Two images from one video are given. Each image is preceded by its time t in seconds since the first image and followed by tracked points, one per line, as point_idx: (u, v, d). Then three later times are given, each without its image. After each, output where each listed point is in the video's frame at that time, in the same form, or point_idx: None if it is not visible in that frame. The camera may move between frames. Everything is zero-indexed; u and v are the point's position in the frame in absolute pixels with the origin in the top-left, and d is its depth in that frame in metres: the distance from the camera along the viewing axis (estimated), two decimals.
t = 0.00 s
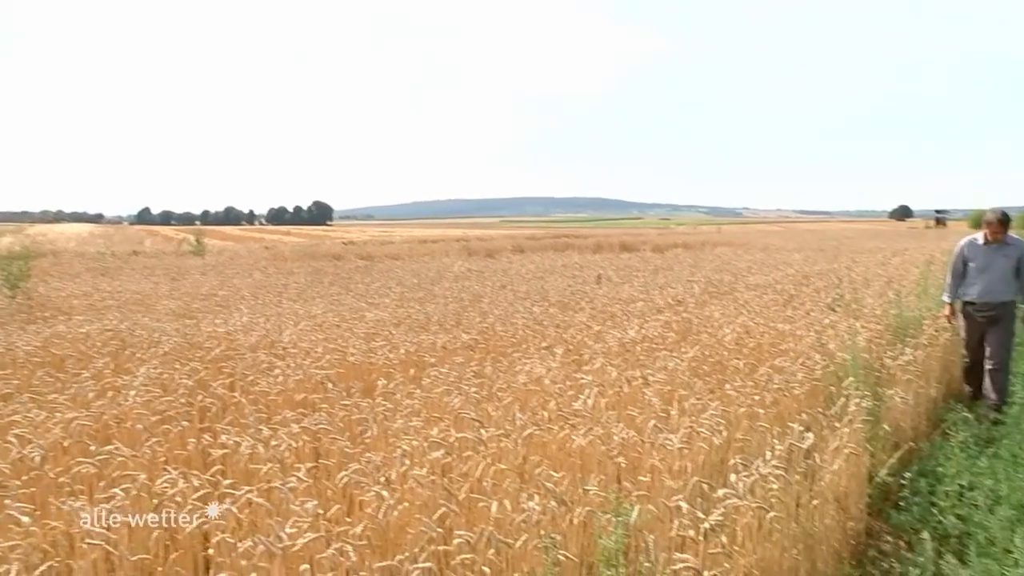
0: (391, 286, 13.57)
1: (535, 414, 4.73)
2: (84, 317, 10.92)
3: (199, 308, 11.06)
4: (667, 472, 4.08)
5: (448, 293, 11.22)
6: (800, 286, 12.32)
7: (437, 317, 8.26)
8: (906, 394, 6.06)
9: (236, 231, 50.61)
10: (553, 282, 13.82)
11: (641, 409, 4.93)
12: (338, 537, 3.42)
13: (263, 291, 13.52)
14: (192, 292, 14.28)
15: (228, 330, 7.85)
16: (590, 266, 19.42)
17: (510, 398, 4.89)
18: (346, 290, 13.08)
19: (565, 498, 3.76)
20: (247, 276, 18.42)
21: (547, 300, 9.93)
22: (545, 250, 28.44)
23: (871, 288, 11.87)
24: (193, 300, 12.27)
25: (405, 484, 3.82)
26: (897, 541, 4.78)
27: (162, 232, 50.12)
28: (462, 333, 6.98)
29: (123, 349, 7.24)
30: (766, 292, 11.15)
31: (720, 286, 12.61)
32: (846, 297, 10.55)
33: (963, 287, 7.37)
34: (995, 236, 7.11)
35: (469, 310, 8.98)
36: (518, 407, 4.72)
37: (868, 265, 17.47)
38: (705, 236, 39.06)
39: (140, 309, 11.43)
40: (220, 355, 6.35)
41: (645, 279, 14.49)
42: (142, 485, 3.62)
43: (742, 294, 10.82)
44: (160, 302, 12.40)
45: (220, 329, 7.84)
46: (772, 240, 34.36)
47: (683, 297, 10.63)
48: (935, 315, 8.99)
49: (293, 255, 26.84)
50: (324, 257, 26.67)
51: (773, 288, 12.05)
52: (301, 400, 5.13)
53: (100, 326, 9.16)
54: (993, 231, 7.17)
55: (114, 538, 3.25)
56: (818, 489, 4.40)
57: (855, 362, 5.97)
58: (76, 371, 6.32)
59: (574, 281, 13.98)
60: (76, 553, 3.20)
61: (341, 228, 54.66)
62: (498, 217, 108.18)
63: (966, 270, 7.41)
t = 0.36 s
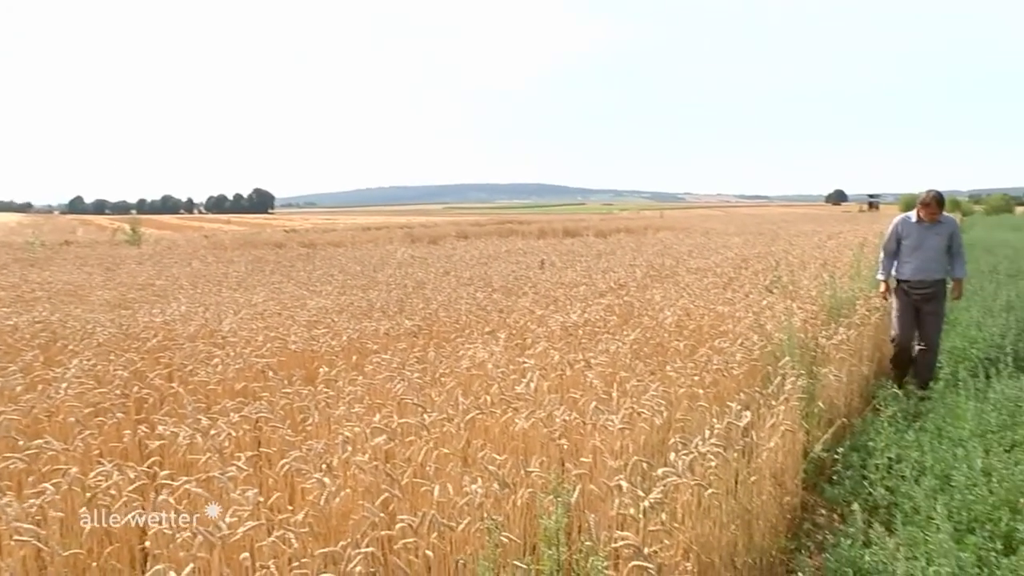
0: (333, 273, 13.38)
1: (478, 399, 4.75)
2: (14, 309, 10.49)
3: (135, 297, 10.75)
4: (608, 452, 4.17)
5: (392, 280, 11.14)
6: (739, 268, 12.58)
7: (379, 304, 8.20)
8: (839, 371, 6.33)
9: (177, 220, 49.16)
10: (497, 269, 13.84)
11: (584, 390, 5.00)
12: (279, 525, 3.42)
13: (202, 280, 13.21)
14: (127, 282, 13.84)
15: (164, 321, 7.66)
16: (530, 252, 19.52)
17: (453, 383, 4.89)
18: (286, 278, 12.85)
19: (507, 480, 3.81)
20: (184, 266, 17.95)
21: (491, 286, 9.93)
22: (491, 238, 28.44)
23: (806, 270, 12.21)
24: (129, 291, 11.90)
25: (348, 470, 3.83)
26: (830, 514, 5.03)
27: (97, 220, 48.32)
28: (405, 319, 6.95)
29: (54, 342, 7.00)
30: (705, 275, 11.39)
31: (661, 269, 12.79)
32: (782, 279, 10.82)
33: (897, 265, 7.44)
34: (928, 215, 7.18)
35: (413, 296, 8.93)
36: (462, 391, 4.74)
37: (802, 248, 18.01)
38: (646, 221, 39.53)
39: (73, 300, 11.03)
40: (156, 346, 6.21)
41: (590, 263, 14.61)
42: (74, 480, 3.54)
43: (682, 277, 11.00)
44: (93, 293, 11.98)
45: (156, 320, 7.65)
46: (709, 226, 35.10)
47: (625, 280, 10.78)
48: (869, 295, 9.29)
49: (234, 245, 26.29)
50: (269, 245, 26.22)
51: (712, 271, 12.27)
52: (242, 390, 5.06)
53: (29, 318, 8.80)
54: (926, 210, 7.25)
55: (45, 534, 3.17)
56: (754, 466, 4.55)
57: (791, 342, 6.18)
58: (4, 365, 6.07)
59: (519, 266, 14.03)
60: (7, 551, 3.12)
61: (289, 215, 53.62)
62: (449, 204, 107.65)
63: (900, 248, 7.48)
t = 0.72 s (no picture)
0: (287, 267, 13.23)
1: (433, 390, 4.77)
2: None
3: (83, 292, 10.46)
4: (561, 442, 4.24)
5: (346, 273, 11.06)
6: (690, 259, 12.78)
7: (333, 297, 8.14)
8: (786, 359, 6.51)
9: (126, 214, 47.96)
10: (452, 261, 13.81)
11: (538, 380, 5.06)
12: (233, 519, 3.40)
13: (152, 274, 12.94)
14: (70, 277, 13.44)
15: (113, 316, 7.50)
16: (485, 244, 19.51)
17: (408, 375, 4.90)
18: (239, 271, 12.65)
19: (461, 470, 3.85)
20: (132, 259, 17.52)
21: (446, 278, 9.93)
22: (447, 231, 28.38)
23: (755, 261, 12.46)
24: (74, 286, 11.58)
25: (302, 463, 3.83)
26: (778, 498, 5.20)
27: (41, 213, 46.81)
28: (359, 312, 6.91)
29: None
30: (657, 266, 11.55)
31: (614, 260, 12.93)
32: (731, 269, 11.03)
33: (837, 260, 7.52)
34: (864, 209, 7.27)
35: (368, 289, 8.87)
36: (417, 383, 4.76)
37: (750, 240, 18.35)
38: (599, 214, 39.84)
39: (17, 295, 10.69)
40: (105, 341, 6.09)
41: (544, 256, 14.68)
42: (19, 477, 3.47)
43: (635, 268, 11.15)
44: (36, 288, 11.62)
45: (106, 314, 7.50)
46: (661, 217, 35.47)
47: (579, 271, 10.87)
48: (815, 284, 9.54)
49: (185, 239, 25.79)
50: (222, 239, 25.73)
51: (665, 262, 12.46)
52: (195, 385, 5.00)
53: None
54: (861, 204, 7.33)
55: None
56: (705, 453, 4.67)
57: (741, 331, 6.34)
58: None
59: (474, 259, 14.02)
60: None
61: (243, 208, 52.70)
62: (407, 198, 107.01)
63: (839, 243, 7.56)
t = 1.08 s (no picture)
0: (250, 253, 13.04)
1: (400, 376, 4.77)
2: None
3: (39, 278, 10.19)
4: (529, 426, 4.27)
5: (310, 259, 10.94)
6: (654, 247, 12.92)
7: (298, 283, 8.06)
8: (747, 346, 6.65)
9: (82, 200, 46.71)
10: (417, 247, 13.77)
11: (504, 366, 5.09)
12: (201, 505, 3.39)
13: (111, 260, 12.65)
14: (24, 262, 13.07)
15: (72, 301, 7.33)
16: (449, 232, 19.44)
17: (375, 360, 4.88)
18: (201, 257, 12.45)
19: (429, 455, 3.88)
20: (90, 246, 17.06)
21: (411, 265, 9.89)
22: (411, 219, 28.21)
23: (716, 249, 12.62)
24: (28, 271, 11.25)
25: (269, 449, 3.81)
26: (739, 481, 5.34)
27: None
28: (325, 298, 6.86)
29: None
30: (621, 254, 11.64)
31: (579, 248, 12.99)
32: (693, 257, 11.18)
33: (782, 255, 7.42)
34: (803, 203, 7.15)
35: (333, 275, 8.79)
36: (384, 368, 4.74)
37: (709, 229, 18.59)
38: (563, 203, 39.88)
39: None
40: (65, 327, 5.96)
41: (508, 244, 14.68)
42: None
43: (599, 256, 11.23)
44: None
45: (65, 300, 7.33)
46: (625, 206, 35.72)
47: (544, 259, 10.91)
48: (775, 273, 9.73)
49: (145, 224, 25.24)
50: (182, 225, 25.28)
51: (628, 250, 12.57)
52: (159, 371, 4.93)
53: None
54: (798, 197, 7.23)
55: None
56: (668, 437, 4.76)
57: (703, 318, 6.45)
58: None
59: (437, 246, 13.96)
60: None
61: (204, 195, 51.72)
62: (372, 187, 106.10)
63: (783, 237, 7.46)
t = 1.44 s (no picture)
0: (215, 239, 12.82)
1: (373, 360, 4.75)
2: None
3: None
4: (503, 410, 4.30)
5: (277, 245, 10.80)
6: (621, 233, 13.00)
7: (266, 269, 7.95)
8: (714, 330, 6.76)
9: (33, 185, 45.24)
10: (385, 233, 13.66)
11: (477, 350, 5.10)
12: (175, 492, 3.36)
13: (73, 247, 12.34)
14: None
15: (33, 287, 7.14)
16: (417, 218, 19.33)
17: (347, 345, 4.85)
18: (166, 244, 12.21)
19: (404, 439, 3.88)
20: (51, 231, 16.66)
21: (381, 251, 9.82)
22: (378, 206, 27.90)
23: (682, 235, 12.76)
24: None
25: (242, 435, 3.77)
26: (709, 462, 5.45)
27: None
28: (295, 284, 6.78)
29: None
30: (589, 239, 11.70)
31: (547, 234, 13.02)
32: (660, 243, 11.29)
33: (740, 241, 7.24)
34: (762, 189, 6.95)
35: (301, 261, 8.70)
36: (357, 353, 4.71)
37: (675, 215, 18.78)
38: (529, 189, 39.95)
39: None
40: (30, 314, 5.82)
41: (476, 230, 14.65)
42: None
43: (568, 242, 11.27)
44: None
45: (28, 286, 7.15)
46: (591, 193, 35.90)
47: (514, 244, 10.92)
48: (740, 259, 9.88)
49: (105, 211, 24.67)
50: (146, 211, 24.75)
51: (596, 236, 12.64)
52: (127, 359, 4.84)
53: None
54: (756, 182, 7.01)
55: None
56: (640, 419, 4.82)
57: (672, 303, 6.52)
58: None
59: (406, 233, 13.87)
60: None
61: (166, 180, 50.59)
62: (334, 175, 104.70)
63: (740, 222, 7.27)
